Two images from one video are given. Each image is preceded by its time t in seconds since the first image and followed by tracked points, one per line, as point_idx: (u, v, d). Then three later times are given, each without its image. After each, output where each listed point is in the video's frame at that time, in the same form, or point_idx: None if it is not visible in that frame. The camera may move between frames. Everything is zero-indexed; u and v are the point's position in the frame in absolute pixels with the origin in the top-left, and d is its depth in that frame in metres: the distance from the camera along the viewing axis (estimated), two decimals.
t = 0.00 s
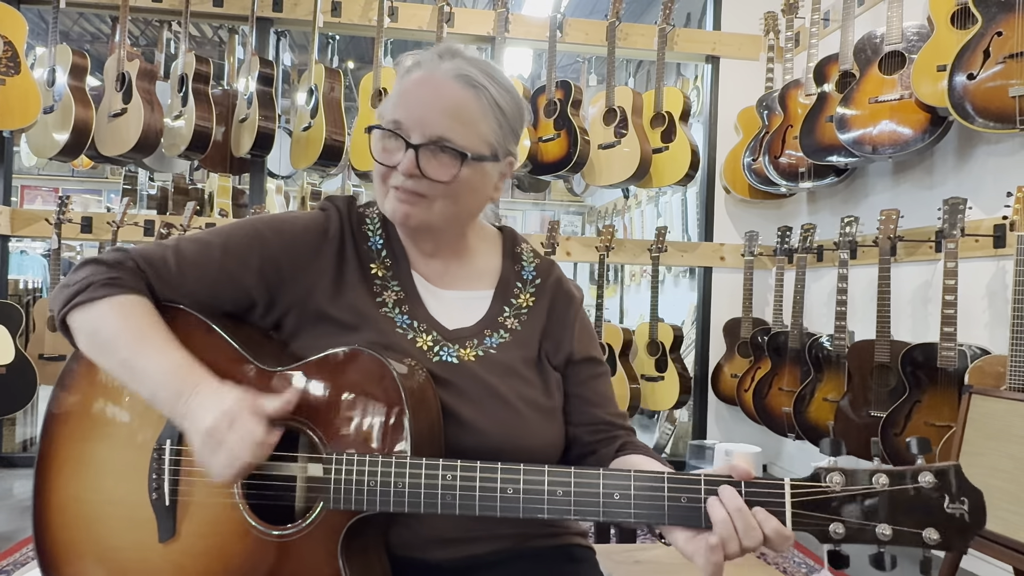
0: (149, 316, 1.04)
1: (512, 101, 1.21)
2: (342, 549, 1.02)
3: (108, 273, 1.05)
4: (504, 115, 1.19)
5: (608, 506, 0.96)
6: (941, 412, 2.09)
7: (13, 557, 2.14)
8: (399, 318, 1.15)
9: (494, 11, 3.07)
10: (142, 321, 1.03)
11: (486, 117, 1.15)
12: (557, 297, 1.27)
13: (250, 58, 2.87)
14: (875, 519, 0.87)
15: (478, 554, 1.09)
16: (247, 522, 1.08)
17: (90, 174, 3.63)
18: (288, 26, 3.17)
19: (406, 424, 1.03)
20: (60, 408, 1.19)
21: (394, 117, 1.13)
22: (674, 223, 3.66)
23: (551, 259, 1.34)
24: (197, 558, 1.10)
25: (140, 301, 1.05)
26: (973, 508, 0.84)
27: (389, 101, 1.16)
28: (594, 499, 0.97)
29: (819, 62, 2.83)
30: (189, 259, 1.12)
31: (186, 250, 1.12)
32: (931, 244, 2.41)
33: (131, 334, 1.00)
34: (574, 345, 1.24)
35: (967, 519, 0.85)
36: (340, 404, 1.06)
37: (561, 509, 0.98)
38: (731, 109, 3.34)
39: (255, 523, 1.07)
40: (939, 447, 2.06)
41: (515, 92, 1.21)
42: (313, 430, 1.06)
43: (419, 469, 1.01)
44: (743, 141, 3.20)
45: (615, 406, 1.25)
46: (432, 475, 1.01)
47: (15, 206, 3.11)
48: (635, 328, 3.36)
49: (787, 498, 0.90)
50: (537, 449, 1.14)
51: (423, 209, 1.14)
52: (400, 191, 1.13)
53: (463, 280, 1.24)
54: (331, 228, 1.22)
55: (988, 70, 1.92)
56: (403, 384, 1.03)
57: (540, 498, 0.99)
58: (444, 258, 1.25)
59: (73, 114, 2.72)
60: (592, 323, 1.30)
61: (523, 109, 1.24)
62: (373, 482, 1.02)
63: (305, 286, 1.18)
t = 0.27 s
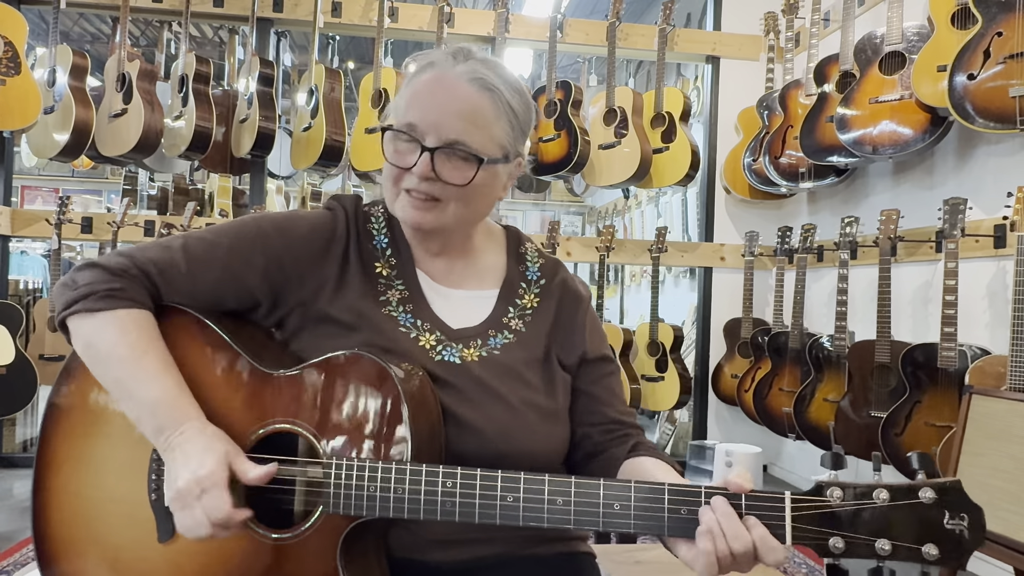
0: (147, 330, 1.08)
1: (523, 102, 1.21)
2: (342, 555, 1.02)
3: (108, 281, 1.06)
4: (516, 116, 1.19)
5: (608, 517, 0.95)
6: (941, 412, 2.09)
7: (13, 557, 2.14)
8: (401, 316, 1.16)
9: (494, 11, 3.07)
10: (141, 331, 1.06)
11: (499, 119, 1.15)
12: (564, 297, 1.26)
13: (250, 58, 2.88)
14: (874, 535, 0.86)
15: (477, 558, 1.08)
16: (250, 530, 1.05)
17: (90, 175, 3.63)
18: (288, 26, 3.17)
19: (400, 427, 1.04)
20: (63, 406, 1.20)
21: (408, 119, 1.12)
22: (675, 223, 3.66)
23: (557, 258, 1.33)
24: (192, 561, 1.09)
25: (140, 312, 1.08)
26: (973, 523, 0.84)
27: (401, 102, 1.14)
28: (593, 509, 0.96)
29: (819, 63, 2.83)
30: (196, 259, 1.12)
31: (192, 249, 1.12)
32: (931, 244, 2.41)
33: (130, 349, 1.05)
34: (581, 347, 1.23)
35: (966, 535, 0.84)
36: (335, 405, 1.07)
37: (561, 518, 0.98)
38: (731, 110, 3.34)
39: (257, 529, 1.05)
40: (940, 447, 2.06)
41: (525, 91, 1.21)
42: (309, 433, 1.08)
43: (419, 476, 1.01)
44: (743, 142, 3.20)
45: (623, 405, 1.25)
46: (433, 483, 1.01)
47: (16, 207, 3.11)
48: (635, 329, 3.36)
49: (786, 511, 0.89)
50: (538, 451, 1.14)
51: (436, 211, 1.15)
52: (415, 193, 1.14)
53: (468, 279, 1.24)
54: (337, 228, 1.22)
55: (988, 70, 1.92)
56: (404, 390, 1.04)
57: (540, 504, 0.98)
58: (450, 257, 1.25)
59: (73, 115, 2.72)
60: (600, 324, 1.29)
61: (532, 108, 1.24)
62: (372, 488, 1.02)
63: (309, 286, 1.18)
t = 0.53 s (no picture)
0: (146, 328, 1.09)
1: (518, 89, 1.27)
2: (333, 558, 1.03)
3: (107, 283, 1.08)
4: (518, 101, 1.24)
5: (601, 531, 0.91)
6: (941, 413, 2.08)
7: (13, 559, 2.14)
8: (400, 302, 1.15)
9: (494, 13, 3.07)
10: (141, 331, 1.08)
11: (507, 102, 1.20)
12: (548, 272, 1.27)
13: (251, 60, 2.88)
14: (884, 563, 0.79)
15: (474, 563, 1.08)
16: (243, 527, 1.07)
17: (91, 176, 3.64)
18: (289, 28, 3.17)
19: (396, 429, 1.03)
20: (71, 401, 1.21)
21: (425, 101, 1.15)
22: (675, 224, 3.66)
23: (538, 240, 1.34)
24: (193, 559, 1.10)
25: (141, 310, 1.09)
26: (992, 553, 0.76)
27: (412, 88, 1.17)
28: (586, 522, 0.92)
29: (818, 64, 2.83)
30: (194, 258, 1.13)
31: (189, 249, 1.13)
32: (931, 245, 2.41)
33: (130, 348, 1.06)
34: (559, 306, 1.24)
35: (983, 564, 0.76)
36: (331, 405, 1.07)
37: (553, 531, 0.94)
38: (731, 111, 3.35)
39: (250, 528, 1.07)
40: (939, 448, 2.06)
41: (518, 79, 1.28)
42: (308, 437, 1.08)
43: (412, 481, 1.01)
44: (743, 143, 3.21)
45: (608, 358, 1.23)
46: (425, 489, 1.00)
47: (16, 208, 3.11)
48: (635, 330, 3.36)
49: (789, 534, 0.81)
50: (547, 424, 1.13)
51: (456, 189, 1.17)
52: (439, 172, 1.15)
53: (462, 258, 1.24)
54: (335, 224, 1.21)
55: (988, 72, 1.92)
56: (398, 389, 1.02)
57: (531, 515, 0.95)
58: (450, 241, 1.24)
59: (74, 116, 2.73)
60: (580, 283, 1.30)
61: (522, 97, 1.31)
62: (365, 493, 1.02)
63: (309, 280, 1.18)
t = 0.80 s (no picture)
0: (152, 330, 1.09)
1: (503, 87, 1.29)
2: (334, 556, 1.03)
3: (111, 285, 1.09)
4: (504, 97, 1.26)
5: (598, 523, 0.90)
6: (941, 413, 2.08)
7: (14, 559, 2.14)
8: (401, 299, 1.15)
9: (495, 14, 3.07)
10: (144, 333, 1.08)
11: (495, 96, 1.21)
12: (546, 268, 1.27)
13: (252, 61, 2.88)
14: (882, 551, 0.77)
15: (475, 562, 1.08)
16: (245, 525, 1.07)
17: (92, 177, 3.64)
18: (289, 29, 3.17)
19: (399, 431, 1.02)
20: (78, 399, 1.22)
21: (417, 98, 1.16)
22: (675, 225, 3.66)
23: (536, 236, 1.34)
24: (197, 558, 1.10)
25: (144, 312, 1.10)
26: (995, 540, 0.72)
27: (403, 87, 1.18)
28: (583, 516, 0.91)
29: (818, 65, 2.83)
30: (197, 261, 1.13)
31: (193, 253, 1.14)
32: (931, 246, 2.41)
33: (134, 349, 1.06)
34: (554, 296, 1.24)
35: (987, 553, 0.73)
36: (331, 402, 1.07)
37: (551, 524, 0.94)
38: (731, 112, 3.35)
39: (252, 527, 1.07)
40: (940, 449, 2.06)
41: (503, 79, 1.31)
42: (313, 440, 1.07)
43: (411, 477, 1.00)
44: (744, 143, 3.21)
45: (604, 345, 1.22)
46: (423, 484, 1.00)
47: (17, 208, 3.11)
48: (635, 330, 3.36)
49: (785, 524, 0.80)
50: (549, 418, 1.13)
51: (453, 183, 1.16)
52: (435, 165, 1.15)
53: (461, 253, 1.24)
54: (336, 224, 1.22)
55: (988, 72, 1.92)
56: (397, 385, 1.02)
57: (529, 510, 0.95)
58: (449, 239, 1.25)
59: (75, 117, 2.73)
60: (577, 274, 1.30)
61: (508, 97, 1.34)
62: (365, 488, 1.02)
63: (311, 279, 1.18)
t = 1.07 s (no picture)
0: (151, 332, 1.09)
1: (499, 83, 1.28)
2: (333, 559, 1.04)
3: (109, 288, 1.08)
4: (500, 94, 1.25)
5: (597, 528, 0.90)
6: (941, 415, 2.08)
7: (15, 561, 2.13)
8: (401, 306, 1.15)
9: (495, 16, 3.08)
10: (143, 336, 1.08)
11: (489, 93, 1.21)
12: (549, 270, 1.26)
13: (252, 62, 2.88)
14: (881, 558, 0.72)
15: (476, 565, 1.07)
16: (243, 530, 1.08)
17: (92, 179, 3.64)
18: (289, 31, 3.18)
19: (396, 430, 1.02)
20: (77, 402, 1.21)
21: (408, 101, 1.17)
22: (675, 227, 3.67)
23: (540, 234, 1.34)
24: (197, 560, 1.10)
25: (143, 316, 1.10)
26: (997, 549, 0.66)
27: (395, 90, 1.18)
28: (581, 522, 0.91)
29: (818, 66, 2.84)
30: (195, 264, 1.13)
31: (191, 255, 1.13)
32: (931, 248, 2.42)
33: (133, 352, 1.06)
34: (559, 303, 1.24)
35: (990, 561, 0.66)
36: (330, 407, 1.07)
37: (548, 529, 0.94)
38: (731, 113, 3.35)
39: (250, 531, 1.07)
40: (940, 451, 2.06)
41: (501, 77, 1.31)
42: (309, 443, 1.08)
43: (409, 482, 1.01)
44: (744, 145, 3.21)
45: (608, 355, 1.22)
46: (422, 490, 1.01)
47: (17, 210, 3.11)
48: (635, 332, 3.37)
49: (785, 532, 0.77)
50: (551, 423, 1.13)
51: (449, 183, 1.16)
52: (428, 166, 1.15)
53: (463, 256, 1.24)
54: (335, 227, 1.21)
55: (988, 74, 1.92)
56: (395, 391, 1.01)
57: (527, 514, 0.95)
58: (450, 243, 1.25)
59: (75, 119, 2.73)
60: (582, 279, 1.30)
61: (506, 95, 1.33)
62: (364, 494, 1.02)
63: (310, 283, 1.18)
